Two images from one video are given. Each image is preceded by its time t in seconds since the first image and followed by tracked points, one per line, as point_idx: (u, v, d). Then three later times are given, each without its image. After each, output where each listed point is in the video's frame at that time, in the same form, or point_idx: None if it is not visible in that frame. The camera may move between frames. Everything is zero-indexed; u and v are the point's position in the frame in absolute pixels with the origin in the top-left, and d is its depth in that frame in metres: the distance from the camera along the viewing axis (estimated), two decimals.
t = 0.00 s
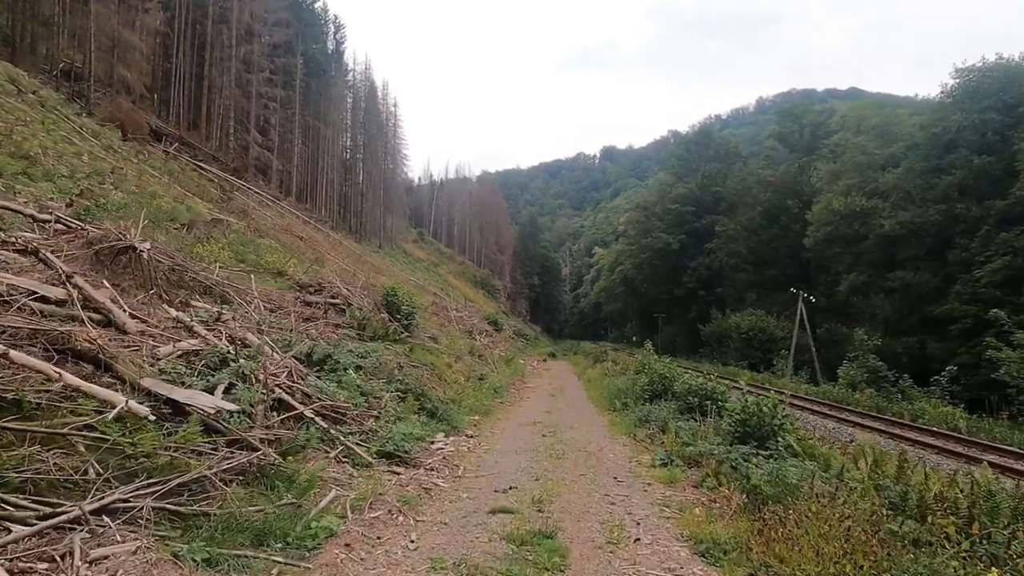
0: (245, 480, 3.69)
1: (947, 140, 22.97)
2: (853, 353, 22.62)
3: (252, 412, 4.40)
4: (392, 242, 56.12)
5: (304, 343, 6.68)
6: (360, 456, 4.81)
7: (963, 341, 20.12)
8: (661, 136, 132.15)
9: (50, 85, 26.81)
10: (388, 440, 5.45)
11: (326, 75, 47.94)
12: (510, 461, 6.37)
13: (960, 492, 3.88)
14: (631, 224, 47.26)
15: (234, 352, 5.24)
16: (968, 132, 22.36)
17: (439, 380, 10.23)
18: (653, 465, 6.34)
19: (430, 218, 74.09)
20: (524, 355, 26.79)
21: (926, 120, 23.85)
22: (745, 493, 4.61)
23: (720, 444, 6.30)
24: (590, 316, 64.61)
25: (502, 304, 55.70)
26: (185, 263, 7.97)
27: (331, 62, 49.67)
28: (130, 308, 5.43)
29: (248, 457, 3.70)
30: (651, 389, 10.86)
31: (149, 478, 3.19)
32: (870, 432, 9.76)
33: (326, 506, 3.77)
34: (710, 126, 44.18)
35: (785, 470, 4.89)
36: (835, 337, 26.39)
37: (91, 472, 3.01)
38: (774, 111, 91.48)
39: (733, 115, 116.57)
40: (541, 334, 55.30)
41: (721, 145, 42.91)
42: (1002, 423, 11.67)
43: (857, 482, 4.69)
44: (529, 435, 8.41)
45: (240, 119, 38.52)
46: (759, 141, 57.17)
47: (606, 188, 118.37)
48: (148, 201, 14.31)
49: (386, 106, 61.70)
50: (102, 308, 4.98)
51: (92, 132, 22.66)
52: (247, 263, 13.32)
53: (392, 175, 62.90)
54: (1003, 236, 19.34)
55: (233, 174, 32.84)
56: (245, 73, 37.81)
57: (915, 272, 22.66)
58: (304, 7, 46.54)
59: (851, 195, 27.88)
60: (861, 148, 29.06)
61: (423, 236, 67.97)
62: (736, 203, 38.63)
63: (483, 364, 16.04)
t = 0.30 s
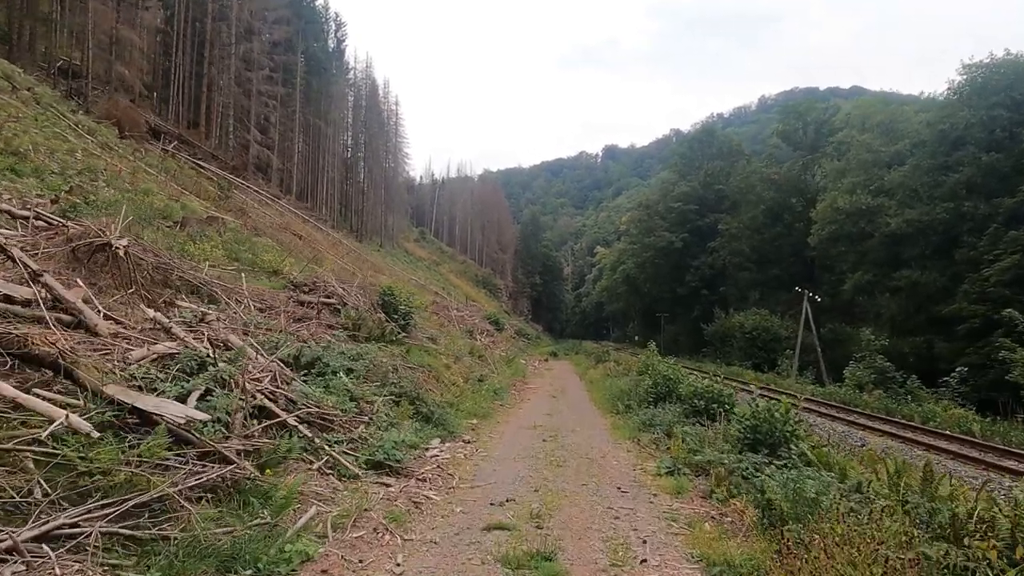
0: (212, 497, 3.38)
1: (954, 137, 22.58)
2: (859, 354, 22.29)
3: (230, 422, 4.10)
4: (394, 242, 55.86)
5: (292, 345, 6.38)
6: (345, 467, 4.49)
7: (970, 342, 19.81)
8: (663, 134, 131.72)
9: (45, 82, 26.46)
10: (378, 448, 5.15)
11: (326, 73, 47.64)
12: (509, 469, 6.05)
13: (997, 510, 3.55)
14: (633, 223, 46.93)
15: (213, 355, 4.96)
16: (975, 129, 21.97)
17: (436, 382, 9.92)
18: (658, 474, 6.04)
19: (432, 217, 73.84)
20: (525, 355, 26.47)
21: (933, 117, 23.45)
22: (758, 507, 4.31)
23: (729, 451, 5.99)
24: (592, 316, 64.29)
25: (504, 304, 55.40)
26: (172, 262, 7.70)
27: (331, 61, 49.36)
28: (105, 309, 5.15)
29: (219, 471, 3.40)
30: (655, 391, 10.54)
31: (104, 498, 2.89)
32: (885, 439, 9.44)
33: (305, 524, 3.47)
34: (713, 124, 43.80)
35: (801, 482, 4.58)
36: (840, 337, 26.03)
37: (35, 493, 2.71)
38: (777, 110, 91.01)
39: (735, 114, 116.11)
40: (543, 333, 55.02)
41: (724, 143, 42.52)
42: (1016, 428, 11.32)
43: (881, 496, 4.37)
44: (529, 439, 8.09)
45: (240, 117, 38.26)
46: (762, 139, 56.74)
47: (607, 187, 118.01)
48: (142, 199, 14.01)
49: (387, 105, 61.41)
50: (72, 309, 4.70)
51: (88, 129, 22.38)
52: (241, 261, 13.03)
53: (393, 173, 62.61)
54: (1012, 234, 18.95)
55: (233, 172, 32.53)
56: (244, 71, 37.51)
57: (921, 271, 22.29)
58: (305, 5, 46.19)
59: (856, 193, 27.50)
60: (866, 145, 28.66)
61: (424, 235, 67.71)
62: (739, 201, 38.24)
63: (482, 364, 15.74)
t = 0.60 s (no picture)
0: (177, 509, 3.07)
1: (962, 133, 22.18)
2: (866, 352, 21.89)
3: (205, 426, 3.78)
4: (396, 241, 55.55)
5: (279, 342, 6.05)
6: (332, 472, 4.17)
7: (980, 340, 19.45)
8: (666, 133, 131.21)
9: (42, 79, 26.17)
10: (369, 452, 4.85)
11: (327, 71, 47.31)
12: (510, 473, 5.73)
13: None
14: (636, 221, 46.55)
15: (193, 351, 4.65)
16: (984, 124, 21.55)
17: (434, 381, 9.59)
18: (666, 480, 5.72)
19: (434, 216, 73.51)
20: (527, 354, 26.14)
21: (940, 112, 23.04)
22: (781, 518, 3.97)
23: (742, 454, 5.67)
24: (595, 315, 63.89)
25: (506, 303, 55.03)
26: (158, 257, 7.42)
27: (332, 59, 49.04)
28: (78, 305, 4.84)
29: (186, 480, 3.09)
30: (661, 391, 10.21)
31: (50, 514, 2.56)
32: (900, 441, 9.10)
33: (283, 540, 3.16)
34: (716, 120, 43.37)
35: (824, 489, 4.25)
36: (847, 336, 25.64)
37: None
38: (780, 108, 90.46)
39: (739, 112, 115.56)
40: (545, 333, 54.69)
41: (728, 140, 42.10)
42: None
43: (913, 506, 4.03)
44: (530, 440, 7.78)
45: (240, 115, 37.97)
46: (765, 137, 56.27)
47: (610, 186, 117.52)
48: (135, 195, 13.69)
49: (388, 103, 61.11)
50: (39, 302, 4.39)
51: (84, 126, 22.09)
52: (236, 258, 12.71)
53: (395, 172, 62.33)
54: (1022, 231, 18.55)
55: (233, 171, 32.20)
56: (243, 68, 37.18)
57: (929, 268, 21.89)
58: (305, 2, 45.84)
59: (862, 190, 27.09)
60: (872, 141, 28.25)
61: (426, 234, 67.37)
62: (743, 199, 37.83)
63: (483, 364, 15.39)
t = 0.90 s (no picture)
0: (130, 533, 2.76)
1: (970, 128, 21.82)
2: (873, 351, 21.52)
3: (171, 436, 3.48)
4: (397, 240, 55.21)
5: (265, 344, 5.73)
6: (314, 486, 3.86)
7: (990, 339, 19.09)
8: (669, 131, 130.70)
9: (39, 76, 25.87)
10: (355, 462, 4.54)
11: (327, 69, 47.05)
12: (507, 482, 5.39)
13: None
14: (639, 219, 46.18)
15: (166, 354, 4.34)
16: (993, 120, 21.19)
17: (431, 383, 9.27)
18: (674, 489, 5.38)
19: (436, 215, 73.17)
20: (528, 354, 25.77)
21: (948, 107, 22.68)
22: (800, 535, 3.64)
23: (754, 462, 5.33)
24: (597, 314, 63.49)
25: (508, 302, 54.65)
26: (142, 254, 7.14)
27: (333, 56, 48.74)
28: (45, 304, 4.54)
29: (141, 500, 2.79)
30: (665, 393, 9.88)
31: None
32: (915, 446, 8.75)
33: (252, 565, 2.85)
34: (720, 118, 42.98)
35: (847, 503, 3.92)
36: (853, 335, 25.25)
37: None
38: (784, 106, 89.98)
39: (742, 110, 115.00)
40: (547, 332, 54.30)
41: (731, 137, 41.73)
42: None
43: (946, 523, 3.69)
44: (530, 445, 7.44)
45: (240, 114, 37.68)
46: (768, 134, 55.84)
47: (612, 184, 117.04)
48: (127, 192, 13.39)
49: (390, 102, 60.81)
50: None
51: (80, 124, 21.79)
52: (229, 257, 12.39)
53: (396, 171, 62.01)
54: None
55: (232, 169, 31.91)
56: (243, 66, 36.92)
57: (937, 266, 21.53)
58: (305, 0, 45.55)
59: (868, 186, 26.72)
60: (879, 137, 27.86)
61: (428, 233, 67.01)
62: (747, 196, 37.44)
63: (483, 364, 15.05)
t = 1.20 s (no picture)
0: (65, 553, 2.46)
1: (975, 123, 21.44)
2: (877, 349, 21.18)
3: (126, 441, 3.17)
4: (396, 238, 54.86)
5: (243, 339, 5.41)
6: (286, 493, 3.54)
7: (995, 337, 18.78)
8: (669, 129, 130.23)
9: (32, 71, 25.41)
10: (335, 467, 4.24)
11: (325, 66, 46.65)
12: (500, 487, 5.07)
13: None
14: (639, 217, 45.83)
15: (130, 351, 4.02)
16: (998, 114, 20.80)
17: (425, 383, 8.94)
18: (677, 495, 5.05)
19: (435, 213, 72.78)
20: (528, 353, 25.41)
21: (952, 102, 22.31)
22: (817, 549, 3.32)
23: (762, 467, 5.00)
24: (598, 313, 63.13)
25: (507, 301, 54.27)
26: (120, 247, 6.82)
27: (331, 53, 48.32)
28: None
29: (78, 514, 2.48)
30: (667, 392, 9.55)
31: None
32: (926, 446, 8.44)
33: None
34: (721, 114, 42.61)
35: (867, 513, 3.60)
36: (856, 333, 24.93)
37: None
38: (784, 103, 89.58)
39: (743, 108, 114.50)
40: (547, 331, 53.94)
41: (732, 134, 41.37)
42: None
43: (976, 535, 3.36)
44: (526, 447, 7.11)
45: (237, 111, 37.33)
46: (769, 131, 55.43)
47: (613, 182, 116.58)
48: (115, 186, 13.04)
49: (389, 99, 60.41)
50: None
51: (72, 119, 21.42)
52: (218, 252, 12.05)
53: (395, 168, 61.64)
54: None
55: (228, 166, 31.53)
56: (239, 62, 36.53)
57: (942, 263, 21.17)
58: None
59: (871, 183, 26.36)
60: (882, 133, 27.48)
61: (427, 231, 66.60)
62: (748, 193, 37.09)
63: (480, 363, 14.70)
